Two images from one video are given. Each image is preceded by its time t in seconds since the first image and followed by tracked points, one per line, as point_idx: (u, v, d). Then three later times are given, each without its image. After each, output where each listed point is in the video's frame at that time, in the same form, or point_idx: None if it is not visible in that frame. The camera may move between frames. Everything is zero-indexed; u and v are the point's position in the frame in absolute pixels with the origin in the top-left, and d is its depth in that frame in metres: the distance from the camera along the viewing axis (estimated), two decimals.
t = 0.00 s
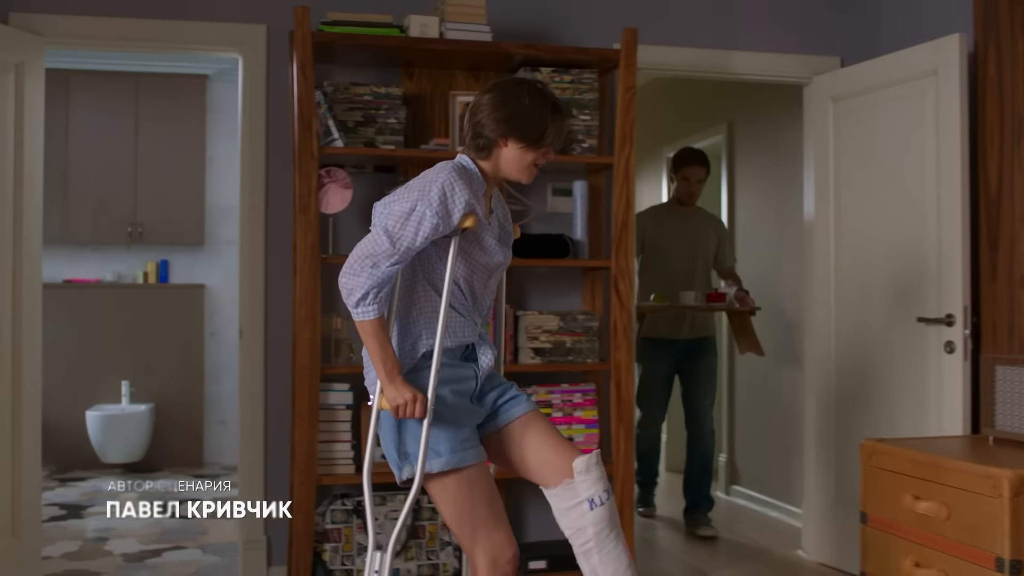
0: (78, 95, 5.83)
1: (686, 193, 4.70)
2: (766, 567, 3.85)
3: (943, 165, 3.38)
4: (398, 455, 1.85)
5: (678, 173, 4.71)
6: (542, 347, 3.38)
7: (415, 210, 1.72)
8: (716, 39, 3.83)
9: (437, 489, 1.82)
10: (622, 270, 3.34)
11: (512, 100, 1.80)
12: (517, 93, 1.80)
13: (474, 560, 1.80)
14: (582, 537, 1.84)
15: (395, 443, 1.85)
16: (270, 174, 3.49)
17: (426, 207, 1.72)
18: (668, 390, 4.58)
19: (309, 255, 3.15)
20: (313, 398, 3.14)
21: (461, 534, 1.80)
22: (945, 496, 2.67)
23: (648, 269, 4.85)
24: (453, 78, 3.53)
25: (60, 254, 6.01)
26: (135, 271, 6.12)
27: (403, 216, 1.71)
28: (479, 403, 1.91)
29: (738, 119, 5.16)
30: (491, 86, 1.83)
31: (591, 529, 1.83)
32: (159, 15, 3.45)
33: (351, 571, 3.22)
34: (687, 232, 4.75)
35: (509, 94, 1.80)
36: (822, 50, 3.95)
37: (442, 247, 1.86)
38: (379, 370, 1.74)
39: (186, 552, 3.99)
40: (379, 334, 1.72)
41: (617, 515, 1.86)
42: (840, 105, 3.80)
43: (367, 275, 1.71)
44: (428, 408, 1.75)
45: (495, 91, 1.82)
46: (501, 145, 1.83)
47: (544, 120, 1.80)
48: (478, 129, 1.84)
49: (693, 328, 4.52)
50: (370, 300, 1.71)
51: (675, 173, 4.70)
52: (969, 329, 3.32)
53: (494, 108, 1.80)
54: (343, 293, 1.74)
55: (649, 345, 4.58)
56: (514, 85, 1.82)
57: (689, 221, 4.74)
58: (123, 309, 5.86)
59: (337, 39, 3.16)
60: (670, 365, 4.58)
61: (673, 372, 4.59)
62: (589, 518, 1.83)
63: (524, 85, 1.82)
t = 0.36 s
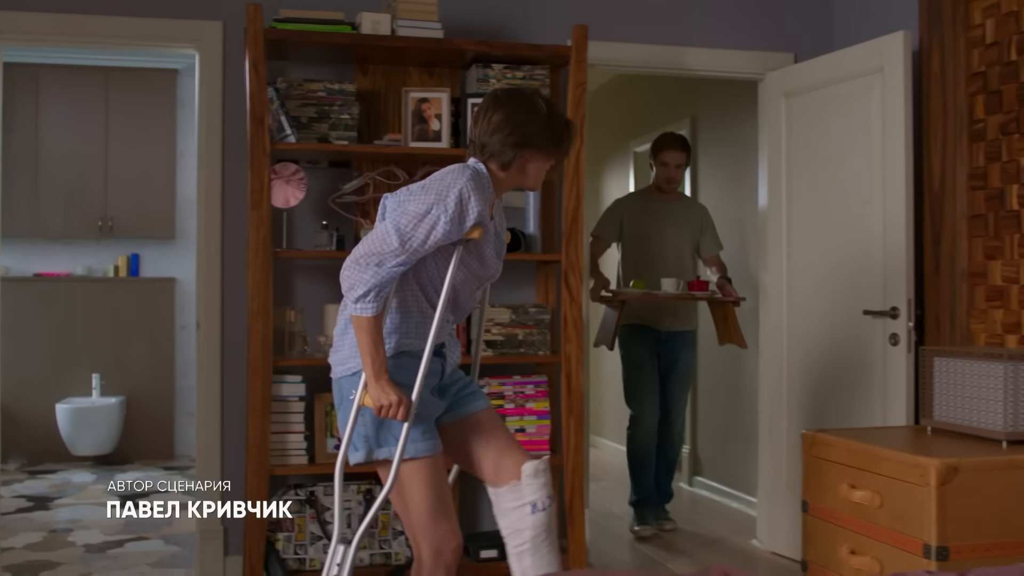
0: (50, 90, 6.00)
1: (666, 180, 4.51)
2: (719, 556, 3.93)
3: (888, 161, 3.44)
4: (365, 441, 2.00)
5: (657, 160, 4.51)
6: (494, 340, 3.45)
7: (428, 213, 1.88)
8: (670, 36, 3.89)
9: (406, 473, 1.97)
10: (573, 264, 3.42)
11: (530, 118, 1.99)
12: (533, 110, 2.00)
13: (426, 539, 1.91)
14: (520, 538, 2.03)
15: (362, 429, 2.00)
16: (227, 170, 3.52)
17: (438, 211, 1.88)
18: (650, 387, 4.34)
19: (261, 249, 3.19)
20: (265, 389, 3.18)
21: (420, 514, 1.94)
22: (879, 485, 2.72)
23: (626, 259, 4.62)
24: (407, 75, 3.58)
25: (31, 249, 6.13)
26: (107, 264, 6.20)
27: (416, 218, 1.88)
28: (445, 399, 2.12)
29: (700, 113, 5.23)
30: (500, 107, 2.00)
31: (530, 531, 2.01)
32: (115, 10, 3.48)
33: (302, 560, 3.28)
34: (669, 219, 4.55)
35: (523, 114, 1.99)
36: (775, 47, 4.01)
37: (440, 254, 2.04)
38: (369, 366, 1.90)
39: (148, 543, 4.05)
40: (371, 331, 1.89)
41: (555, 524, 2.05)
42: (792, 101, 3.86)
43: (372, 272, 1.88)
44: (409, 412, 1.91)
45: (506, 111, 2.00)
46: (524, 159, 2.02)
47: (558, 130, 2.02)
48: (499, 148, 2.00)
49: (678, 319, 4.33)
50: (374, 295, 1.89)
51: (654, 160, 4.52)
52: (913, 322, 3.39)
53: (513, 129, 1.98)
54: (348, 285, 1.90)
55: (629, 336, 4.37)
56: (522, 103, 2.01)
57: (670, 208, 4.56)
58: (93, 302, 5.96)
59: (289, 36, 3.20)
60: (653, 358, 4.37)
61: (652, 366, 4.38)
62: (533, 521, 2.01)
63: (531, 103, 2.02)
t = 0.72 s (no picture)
0: (21, 84, 6.06)
1: (643, 177, 4.16)
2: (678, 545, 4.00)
3: (839, 155, 3.49)
4: (331, 430, 2.06)
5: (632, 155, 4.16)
6: (450, 333, 3.54)
7: (399, 201, 1.85)
8: (628, 32, 3.93)
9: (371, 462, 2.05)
10: (528, 257, 3.48)
11: (496, 104, 1.96)
12: (500, 95, 1.97)
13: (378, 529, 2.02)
14: (458, 533, 2.19)
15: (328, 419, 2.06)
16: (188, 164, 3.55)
17: (409, 198, 1.85)
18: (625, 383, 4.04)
19: (219, 243, 3.22)
20: (222, 381, 3.22)
21: (379, 502, 2.04)
22: (819, 474, 2.77)
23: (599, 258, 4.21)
24: (366, 71, 3.63)
25: (5, 243, 6.23)
26: (80, 258, 6.33)
27: (386, 205, 1.85)
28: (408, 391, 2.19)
29: (667, 109, 5.31)
30: (466, 91, 1.96)
31: (468, 529, 2.17)
32: (74, 5, 3.48)
33: (260, 550, 3.34)
34: (647, 216, 4.20)
35: (491, 100, 1.96)
36: (733, 44, 4.06)
37: (408, 241, 2.02)
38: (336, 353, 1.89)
39: (114, 534, 4.09)
40: (341, 319, 1.87)
41: (490, 524, 2.21)
42: (749, 97, 3.92)
43: (342, 260, 1.84)
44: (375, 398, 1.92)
45: (471, 96, 1.96)
46: (487, 143, 1.99)
47: (523, 116, 2.01)
48: (462, 133, 1.96)
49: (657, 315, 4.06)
50: (343, 283, 1.85)
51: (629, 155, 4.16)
52: (862, 314, 3.44)
53: (481, 115, 1.95)
54: (317, 272, 1.86)
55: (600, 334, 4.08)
56: (487, 88, 1.97)
57: (647, 205, 4.21)
58: (67, 294, 6.01)
59: (246, 33, 3.24)
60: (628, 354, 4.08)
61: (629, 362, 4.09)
62: (474, 523, 2.18)
63: (497, 87, 1.99)
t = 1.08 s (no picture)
0: (15, 79, 6.22)
1: (632, 161, 3.92)
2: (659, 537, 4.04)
3: (815, 150, 3.51)
4: (309, 420, 2.05)
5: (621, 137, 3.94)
6: (430, 326, 3.60)
7: (344, 198, 1.86)
8: (609, 28, 3.97)
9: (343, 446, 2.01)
10: (506, 251, 3.55)
11: (449, 84, 1.98)
12: (453, 76, 1.99)
13: (350, 513, 1.96)
14: (432, 513, 2.16)
15: (303, 408, 2.05)
16: (171, 160, 3.60)
17: (354, 197, 1.86)
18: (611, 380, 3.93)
19: (199, 237, 3.27)
20: (204, 372, 3.28)
21: (350, 487, 1.99)
22: (787, 466, 2.80)
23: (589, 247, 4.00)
24: (347, 67, 3.67)
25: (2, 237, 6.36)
26: (75, 253, 6.47)
27: (332, 204, 1.86)
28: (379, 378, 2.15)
29: (654, 104, 5.35)
30: (419, 71, 1.98)
31: (444, 508, 2.15)
32: (58, 3, 3.52)
33: (242, 540, 3.41)
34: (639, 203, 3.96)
35: (442, 81, 1.98)
36: (713, 39, 4.09)
37: (362, 232, 2.02)
38: (296, 350, 1.90)
39: (103, 525, 4.16)
40: (297, 316, 1.90)
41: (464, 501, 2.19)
42: (729, 92, 3.95)
43: (290, 259, 1.86)
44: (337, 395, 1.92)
45: (424, 76, 1.98)
46: (442, 124, 2.01)
47: (476, 95, 2.03)
48: (415, 115, 1.99)
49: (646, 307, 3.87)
50: (291, 283, 1.88)
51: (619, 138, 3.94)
52: (838, 308, 3.46)
53: (433, 96, 1.97)
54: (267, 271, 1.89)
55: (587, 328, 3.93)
56: (440, 68, 1.99)
57: (639, 191, 3.97)
58: (60, 288, 6.10)
59: (226, 31, 3.28)
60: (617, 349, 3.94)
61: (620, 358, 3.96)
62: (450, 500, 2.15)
63: (449, 67, 2.01)
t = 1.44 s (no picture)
0: (25, 81, 6.33)
1: (646, 156, 3.64)
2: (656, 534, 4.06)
3: (808, 150, 3.53)
4: (292, 417, 2.04)
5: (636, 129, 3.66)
6: (426, 325, 3.63)
7: (331, 191, 1.89)
8: (605, 29, 3.99)
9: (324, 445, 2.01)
10: (501, 251, 3.57)
11: (441, 92, 2.02)
12: (444, 85, 2.02)
13: (335, 509, 1.96)
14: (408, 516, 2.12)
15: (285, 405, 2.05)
16: (171, 161, 3.65)
17: (339, 190, 1.89)
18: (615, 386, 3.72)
19: (197, 237, 3.32)
20: (201, 369, 3.33)
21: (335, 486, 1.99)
22: (774, 464, 2.82)
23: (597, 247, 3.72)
24: (344, 68, 3.72)
25: (13, 237, 6.46)
26: (85, 252, 6.55)
27: (319, 197, 1.89)
28: (362, 378, 2.15)
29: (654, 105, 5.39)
30: (412, 78, 2.02)
31: (422, 511, 2.10)
32: (61, 6, 3.59)
33: (239, 535, 3.46)
34: (651, 201, 3.66)
35: (434, 88, 2.02)
36: (710, 39, 4.10)
37: (347, 231, 2.06)
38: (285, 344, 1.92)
39: (107, 521, 4.22)
40: (285, 313, 1.91)
41: (441, 504, 2.15)
42: (724, 92, 3.96)
43: (279, 255, 1.89)
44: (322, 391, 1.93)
45: (416, 83, 2.02)
46: (428, 133, 2.04)
47: (466, 109, 2.07)
48: (403, 123, 2.03)
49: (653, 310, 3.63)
50: (281, 279, 1.89)
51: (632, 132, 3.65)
52: (830, 307, 3.48)
53: (422, 103, 2.01)
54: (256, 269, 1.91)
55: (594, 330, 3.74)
56: (434, 77, 2.04)
57: (653, 188, 3.67)
58: (69, 287, 6.19)
59: (223, 33, 3.34)
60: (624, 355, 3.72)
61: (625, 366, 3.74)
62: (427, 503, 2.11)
63: (443, 78, 2.05)
